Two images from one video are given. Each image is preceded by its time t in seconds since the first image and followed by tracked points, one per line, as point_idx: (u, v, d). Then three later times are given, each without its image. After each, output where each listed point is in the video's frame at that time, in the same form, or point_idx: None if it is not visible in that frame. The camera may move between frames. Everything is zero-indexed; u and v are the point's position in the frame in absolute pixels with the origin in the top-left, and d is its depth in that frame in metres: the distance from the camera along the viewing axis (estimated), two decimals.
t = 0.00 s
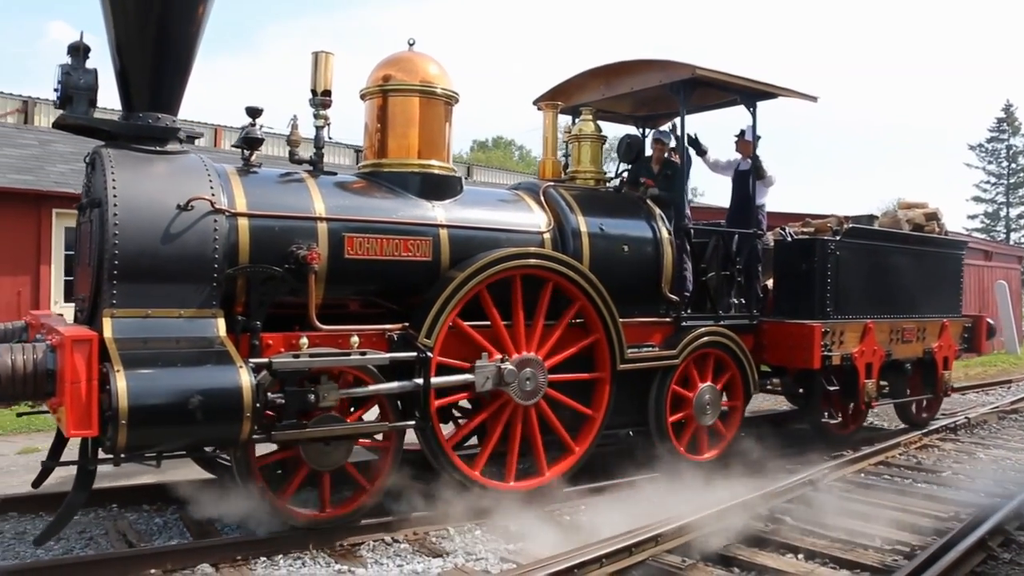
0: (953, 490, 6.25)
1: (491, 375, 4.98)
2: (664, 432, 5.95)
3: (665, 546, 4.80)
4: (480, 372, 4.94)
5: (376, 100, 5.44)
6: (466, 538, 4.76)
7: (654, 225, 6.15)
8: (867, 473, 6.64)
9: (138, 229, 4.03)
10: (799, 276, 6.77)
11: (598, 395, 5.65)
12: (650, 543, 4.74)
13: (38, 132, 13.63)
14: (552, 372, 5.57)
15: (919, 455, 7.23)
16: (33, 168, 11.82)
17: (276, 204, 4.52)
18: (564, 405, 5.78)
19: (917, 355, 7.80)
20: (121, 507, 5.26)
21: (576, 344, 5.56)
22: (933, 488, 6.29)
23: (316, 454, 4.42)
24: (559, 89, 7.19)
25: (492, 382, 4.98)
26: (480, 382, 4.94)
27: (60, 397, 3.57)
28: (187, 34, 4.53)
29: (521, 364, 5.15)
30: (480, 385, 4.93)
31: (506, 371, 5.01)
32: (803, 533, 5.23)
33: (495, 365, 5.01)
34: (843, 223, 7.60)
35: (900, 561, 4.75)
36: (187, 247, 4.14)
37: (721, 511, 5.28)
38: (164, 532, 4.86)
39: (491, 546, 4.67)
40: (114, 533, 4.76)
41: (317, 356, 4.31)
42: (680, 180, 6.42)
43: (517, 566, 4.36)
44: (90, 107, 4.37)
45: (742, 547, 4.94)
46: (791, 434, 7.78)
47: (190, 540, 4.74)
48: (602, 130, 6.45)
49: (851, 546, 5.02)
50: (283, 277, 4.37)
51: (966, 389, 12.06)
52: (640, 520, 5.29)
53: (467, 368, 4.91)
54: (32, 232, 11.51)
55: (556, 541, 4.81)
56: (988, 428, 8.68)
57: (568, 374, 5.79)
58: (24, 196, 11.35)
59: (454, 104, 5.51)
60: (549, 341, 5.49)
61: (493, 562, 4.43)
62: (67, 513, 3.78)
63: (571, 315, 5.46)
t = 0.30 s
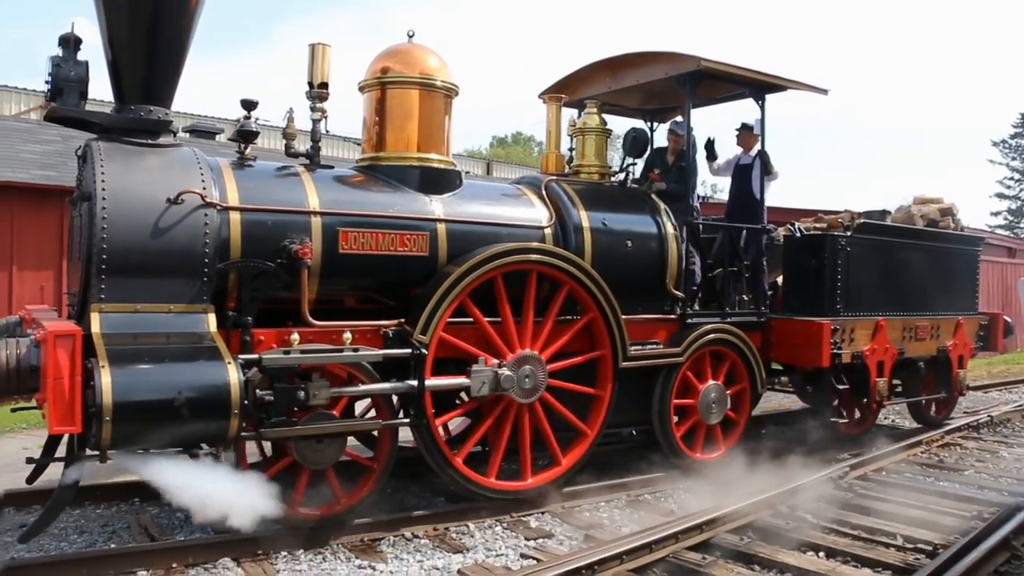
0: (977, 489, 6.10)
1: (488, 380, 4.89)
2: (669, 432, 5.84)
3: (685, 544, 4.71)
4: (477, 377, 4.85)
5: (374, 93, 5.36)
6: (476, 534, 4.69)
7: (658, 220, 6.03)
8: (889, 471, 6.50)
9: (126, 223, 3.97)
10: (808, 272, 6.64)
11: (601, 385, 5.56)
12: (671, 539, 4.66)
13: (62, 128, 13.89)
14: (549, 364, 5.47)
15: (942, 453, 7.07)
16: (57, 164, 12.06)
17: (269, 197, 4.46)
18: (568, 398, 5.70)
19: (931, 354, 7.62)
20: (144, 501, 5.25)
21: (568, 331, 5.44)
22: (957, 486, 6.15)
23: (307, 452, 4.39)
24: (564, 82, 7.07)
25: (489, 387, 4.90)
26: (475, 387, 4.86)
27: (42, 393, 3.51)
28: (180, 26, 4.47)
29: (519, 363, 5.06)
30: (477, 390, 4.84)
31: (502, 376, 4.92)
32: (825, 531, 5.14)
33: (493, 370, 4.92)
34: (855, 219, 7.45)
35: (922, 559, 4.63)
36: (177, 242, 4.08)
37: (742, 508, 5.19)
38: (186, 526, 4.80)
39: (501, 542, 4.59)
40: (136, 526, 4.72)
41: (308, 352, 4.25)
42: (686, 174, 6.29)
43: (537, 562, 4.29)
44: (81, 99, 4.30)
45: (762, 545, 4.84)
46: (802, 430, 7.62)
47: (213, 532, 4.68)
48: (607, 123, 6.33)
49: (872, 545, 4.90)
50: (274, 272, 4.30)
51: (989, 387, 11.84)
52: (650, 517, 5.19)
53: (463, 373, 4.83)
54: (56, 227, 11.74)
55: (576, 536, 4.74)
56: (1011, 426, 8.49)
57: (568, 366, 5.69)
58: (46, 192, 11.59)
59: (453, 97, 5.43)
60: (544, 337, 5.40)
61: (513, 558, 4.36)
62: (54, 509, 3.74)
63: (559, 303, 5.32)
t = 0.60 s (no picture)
0: (1008, 488, 5.93)
1: (489, 386, 4.78)
2: (679, 430, 5.70)
3: (712, 540, 4.62)
4: (478, 381, 4.75)
5: (376, 85, 5.27)
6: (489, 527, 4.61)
7: (668, 215, 5.88)
8: (917, 470, 6.34)
9: (119, 216, 3.93)
10: (823, 268, 6.48)
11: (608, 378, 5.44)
12: (698, 535, 4.57)
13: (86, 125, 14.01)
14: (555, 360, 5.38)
15: (972, 452, 6.89)
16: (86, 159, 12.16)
17: (266, 190, 4.40)
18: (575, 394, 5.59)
19: (952, 352, 7.42)
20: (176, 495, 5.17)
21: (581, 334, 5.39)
22: (987, 486, 5.98)
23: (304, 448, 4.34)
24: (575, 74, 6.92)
25: (489, 393, 4.79)
26: (477, 393, 4.75)
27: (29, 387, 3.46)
28: (177, 19, 4.42)
29: (521, 360, 4.97)
30: (478, 396, 4.74)
31: (504, 383, 4.83)
32: (855, 530, 5.02)
33: (494, 375, 4.82)
34: (872, 214, 7.27)
35: (955, 559, 4.49)
36: (169, 235, 4.03)
37: (768, 505, 5.09)
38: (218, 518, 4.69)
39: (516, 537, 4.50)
40: (166, 518, 4.67)
41: (303, 347, 4.19)
42: (698, 167, 6.14)
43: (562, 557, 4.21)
44: (76, 91, 4.26)
45: (790, 542, 4.76)
46: (818, 427, 7.41)
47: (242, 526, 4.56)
48: (617, 115, 6.20)
49: (902, 544, 4.77)
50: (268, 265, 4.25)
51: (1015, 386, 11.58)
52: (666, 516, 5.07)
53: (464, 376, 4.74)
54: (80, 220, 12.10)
55: (600, 532, 4.65)
56: None
57: (574, 362, 5.59)
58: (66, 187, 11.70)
59: (457, 88, 5.32)
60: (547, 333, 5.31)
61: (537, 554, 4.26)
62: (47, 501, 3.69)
63: (575, 305, 5.27)
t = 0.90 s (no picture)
0: None
1: (501, 391, 4.67)
2: (697, 429, 5.57)
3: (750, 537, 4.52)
4: (490, 385, 4.64)
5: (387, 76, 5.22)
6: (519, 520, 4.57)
7: (687, 208, 5.72)
8: (959, 470, 6.14)
9: (123, 207, 3.91)
10: (848, 264, 6.29)
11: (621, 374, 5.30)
12: (736, 533, 4.48)
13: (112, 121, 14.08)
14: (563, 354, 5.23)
15: (1020, 453, 6.67)
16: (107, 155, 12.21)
17: (271, 182, 4.36)
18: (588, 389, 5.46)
19: (985, 352, 7.18)
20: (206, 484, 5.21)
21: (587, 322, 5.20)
22: None
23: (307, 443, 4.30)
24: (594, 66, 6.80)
25: (501, 398, 4.67)
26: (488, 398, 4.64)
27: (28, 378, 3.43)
28: (185, 10, 4.41)
29: (532, 356, 4.86)
30: (490, 401, 4.63)
31: (517, 390, 4.71)
32: (898, 531, 4.86)
33: (506, 380, 4.70)
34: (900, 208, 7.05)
35: (1002, 562, 4.33)
36: (172, 226, 4.00)
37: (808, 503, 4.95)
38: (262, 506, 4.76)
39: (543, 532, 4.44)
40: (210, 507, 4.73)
41: (305, 340, 4.14)
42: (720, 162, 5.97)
43: (594, 553, 4.14)
44: (83, 83, 4.27)
45: (828, 540, 4.65)
46: (845, 427, 7.20)
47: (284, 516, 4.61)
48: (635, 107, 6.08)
49: (945, 545, 4.62)
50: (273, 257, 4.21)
51: None
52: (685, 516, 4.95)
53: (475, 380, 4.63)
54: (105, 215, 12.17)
55: (633, 529, 4.57)
56: None
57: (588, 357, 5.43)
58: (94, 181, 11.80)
59: (469, 79, 5.26)
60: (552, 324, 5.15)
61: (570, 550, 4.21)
62: (50, 487, 3.63)
63: (579, 294, 5.10)
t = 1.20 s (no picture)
0: None
1: (519, 395, 4.59)
2: (719, 429, 5.41)
3: (799, 538, 4.45)
4: (507, 390, 4.56)
5: (404, 67, 5.17)
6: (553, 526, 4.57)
7: (711, 202, 5.55)
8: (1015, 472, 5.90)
9: (131, 198, 3.91)
10: (881, 260, 6.07)
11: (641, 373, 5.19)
12: (783, 534, 4.41)
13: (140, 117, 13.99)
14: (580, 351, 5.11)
15: None
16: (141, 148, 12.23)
17: (282, 174, 4.33)
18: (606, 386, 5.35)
19: None
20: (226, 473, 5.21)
21: (606, 319, 5.07)
22: None
23: (313, 436, 4.27)
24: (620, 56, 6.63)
25: (519, 403, 4.59)
26: (505, 403, 4.56)
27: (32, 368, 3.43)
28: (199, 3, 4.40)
29: (547, 352, 4.75)
30: (507, 404, 4.55)
31: (535, 394, 4.62)
32: (952, 535, 4.69)
33: (525, 385, 4.62)
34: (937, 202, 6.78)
35: None
36: (181, 218, 3.99)
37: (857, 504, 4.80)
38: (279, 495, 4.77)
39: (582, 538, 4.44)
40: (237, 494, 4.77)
41: (312, 334, 4.10)
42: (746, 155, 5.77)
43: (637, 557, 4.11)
44: (97, 75, 4.28)
45: (881, 543, 4.53)
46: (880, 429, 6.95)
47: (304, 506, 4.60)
48: (659, 97, 5.93)
49: (1000, 552, 4.46)
50: (282, 250, 4.18)
51: None
52: (707, 520, 4.83)
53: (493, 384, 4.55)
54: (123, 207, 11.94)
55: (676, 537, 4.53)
56: None
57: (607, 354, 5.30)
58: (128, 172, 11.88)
59: (486, 70, 5.19)
60: (570, 320, 5.02)
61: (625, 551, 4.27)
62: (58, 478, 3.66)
63: (600, 291, 4.95)
